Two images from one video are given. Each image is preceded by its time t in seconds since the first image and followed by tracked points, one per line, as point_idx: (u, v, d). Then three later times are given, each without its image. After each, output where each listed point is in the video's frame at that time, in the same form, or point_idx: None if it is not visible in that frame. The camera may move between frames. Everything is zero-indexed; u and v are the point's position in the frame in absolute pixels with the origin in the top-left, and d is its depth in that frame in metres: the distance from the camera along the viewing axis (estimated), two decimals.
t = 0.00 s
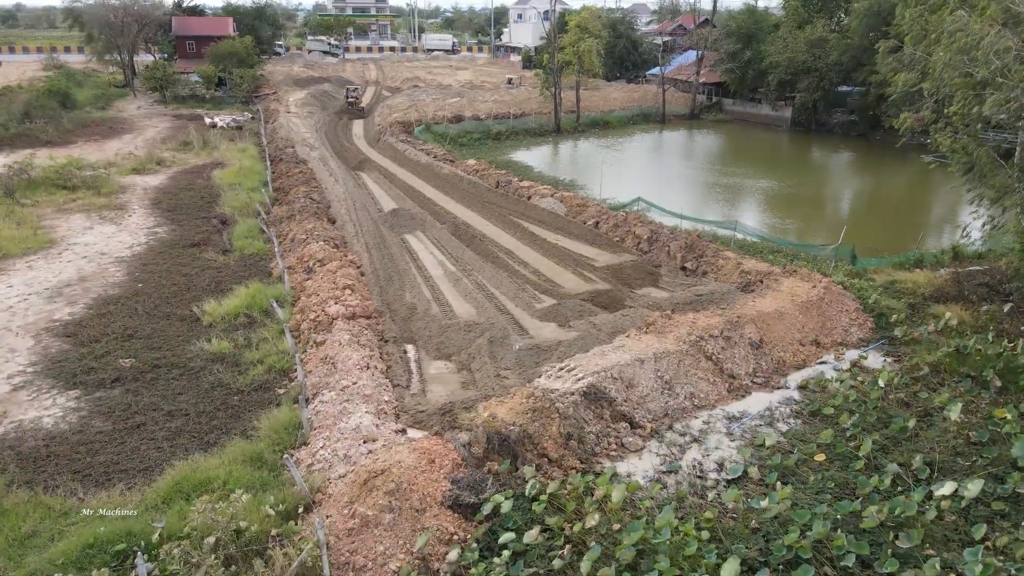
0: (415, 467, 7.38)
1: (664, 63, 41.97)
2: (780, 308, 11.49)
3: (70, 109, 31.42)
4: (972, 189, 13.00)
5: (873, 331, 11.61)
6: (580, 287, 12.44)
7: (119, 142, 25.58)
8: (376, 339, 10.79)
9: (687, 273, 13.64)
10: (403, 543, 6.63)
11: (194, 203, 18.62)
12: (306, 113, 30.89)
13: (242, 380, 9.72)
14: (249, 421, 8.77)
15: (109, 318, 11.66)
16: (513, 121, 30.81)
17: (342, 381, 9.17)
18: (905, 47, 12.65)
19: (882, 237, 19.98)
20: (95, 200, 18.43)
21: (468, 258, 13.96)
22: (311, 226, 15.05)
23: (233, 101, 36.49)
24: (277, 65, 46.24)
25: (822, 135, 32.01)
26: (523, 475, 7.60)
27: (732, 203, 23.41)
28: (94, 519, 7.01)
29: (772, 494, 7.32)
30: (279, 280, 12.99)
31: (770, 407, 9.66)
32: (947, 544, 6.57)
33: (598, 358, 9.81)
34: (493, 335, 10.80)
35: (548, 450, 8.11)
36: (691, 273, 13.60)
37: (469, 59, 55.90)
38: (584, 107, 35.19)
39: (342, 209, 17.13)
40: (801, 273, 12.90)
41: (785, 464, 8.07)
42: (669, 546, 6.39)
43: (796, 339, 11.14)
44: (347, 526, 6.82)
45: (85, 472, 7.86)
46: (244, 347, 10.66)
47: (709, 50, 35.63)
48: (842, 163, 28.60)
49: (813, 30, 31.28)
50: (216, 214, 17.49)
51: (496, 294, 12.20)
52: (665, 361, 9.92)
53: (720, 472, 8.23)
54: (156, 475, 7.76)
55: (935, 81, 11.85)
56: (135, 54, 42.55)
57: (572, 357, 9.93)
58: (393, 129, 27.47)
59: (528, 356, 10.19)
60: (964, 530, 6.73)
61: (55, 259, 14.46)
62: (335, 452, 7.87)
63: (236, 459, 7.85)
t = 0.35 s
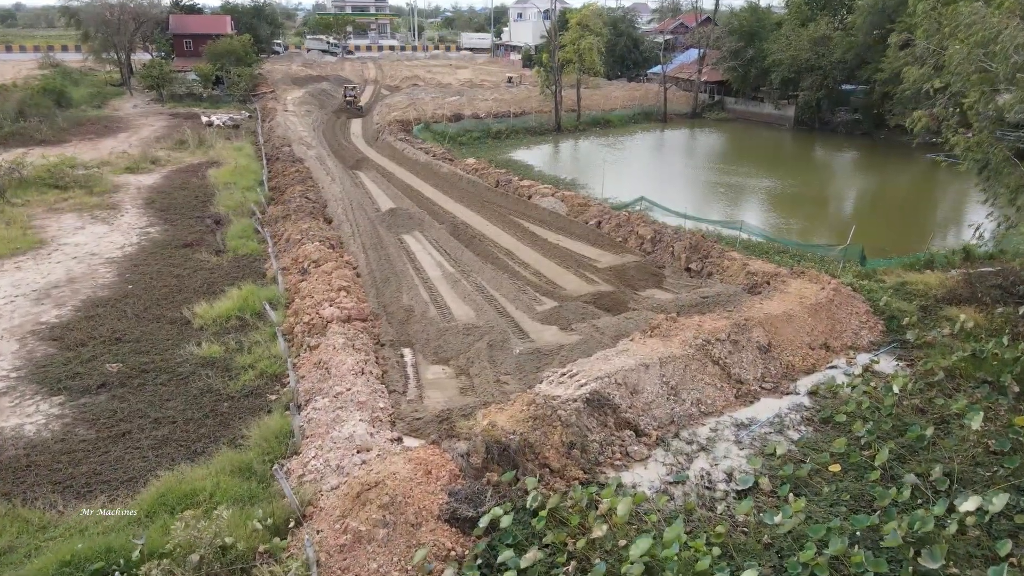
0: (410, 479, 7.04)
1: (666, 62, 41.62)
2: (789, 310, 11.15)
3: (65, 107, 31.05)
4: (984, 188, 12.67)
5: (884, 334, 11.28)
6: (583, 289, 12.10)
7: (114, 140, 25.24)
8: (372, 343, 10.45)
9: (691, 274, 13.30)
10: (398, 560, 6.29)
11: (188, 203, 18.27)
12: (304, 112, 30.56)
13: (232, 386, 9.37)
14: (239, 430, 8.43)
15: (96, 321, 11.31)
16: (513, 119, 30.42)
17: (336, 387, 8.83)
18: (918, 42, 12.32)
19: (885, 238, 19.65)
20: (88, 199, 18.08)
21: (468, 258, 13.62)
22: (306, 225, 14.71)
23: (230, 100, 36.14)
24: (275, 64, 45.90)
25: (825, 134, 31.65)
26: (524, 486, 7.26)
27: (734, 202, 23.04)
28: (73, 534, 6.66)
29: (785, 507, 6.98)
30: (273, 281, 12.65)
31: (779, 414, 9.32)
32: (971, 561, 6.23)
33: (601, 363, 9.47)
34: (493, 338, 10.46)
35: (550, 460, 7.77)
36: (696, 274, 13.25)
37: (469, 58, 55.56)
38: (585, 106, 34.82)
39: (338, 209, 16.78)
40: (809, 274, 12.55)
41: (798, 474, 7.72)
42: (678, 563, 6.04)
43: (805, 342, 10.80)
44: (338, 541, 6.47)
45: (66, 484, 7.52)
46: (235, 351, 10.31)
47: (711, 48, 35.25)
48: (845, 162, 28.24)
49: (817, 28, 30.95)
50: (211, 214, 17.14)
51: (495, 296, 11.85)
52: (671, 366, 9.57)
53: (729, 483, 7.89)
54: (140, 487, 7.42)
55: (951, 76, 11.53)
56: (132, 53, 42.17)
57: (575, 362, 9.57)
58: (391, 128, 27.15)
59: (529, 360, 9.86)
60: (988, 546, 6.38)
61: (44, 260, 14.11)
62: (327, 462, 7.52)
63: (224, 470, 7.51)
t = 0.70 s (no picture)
0: (406, 498, 6.62)
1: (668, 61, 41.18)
2: (801, 315, 10.73)
3: (60, 106, 30.62)
4: (1002, 189, 12.25)
5: (899, 339, 10.86)
6: (586, 292, 11.68)
7: (108, 140, 24.82)
8: (367, 349, 10.05)
9: (698, 277, 12.89)
10: None
11: (181, 203, 17.86)
12: (302, 110, 30.15)
13: (221, 395, 8.96)
14: (227, 442, 8.02)
15: (82, 326, 10.89)
16: (514, 118, 29.98)
17: (329, 397, 8.42)
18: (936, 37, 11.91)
19: (893, 238, 19.28)
20: (79, 200, 17.66)
21: (467, 261, 13.21)
22: (301, 226, 14.31)
23: (228, 99, 35.73)
24: (274, 63, 45.51)
25: (830, 133, 31.24)
26: (526, 504, 6.83)
27: (739, 202, 22.64)
28: (47, 555, 6.26)
29: (803, 528, 6.55)
30: (266, 284, 12.24)
31: (792, 424, 8.91)
32: None
33: (607, 371, 9.05)
34: (493, 345, 10.05)
35: (554, 475, 7.36)
36: (702, 277, 12.83)
37: (469, 57, 55.21)
38: (586, 104, 34.41)
39: (335, 209, 16.37)
40: (820, 277, 12.14)
41: (815, 490, 7.31)
42: None
43: (818, 349, 10.38)
44: (328, 566, 6.04)
45: (42, 501, 7.10)
46: (224, 357, 9.91)
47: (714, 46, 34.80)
48: (850, 161, 27.85)
49: (822, 25, 30.52)
50: (204, 215, 16.74)
51: (495, 300, 11.43)
52: (679, 374, 9.17)
53: (742, 500, 7.48)
54: (120, 505, 7.01)
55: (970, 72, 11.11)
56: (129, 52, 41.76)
57: (580, 370, 9.16)
58: (390, 127, 26.77)
59: (531, 368, 9.46)
60: None
61: (31, 262, 13.70)
62: (318, 478, 7.11)
63: (209, 486, 7.10)
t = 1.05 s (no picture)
0: (401, 522, 6.15)
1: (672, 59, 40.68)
2: (817, 322, 10.24)
3: (55, 105, 30.20)
4: None
5: (919, 347, 10.39)
6: (592, 297, 11.21)
7: (102, 139, 24.36)
8: (363, 359, 9.58)
9: (707, 281, 12.42)
10: None
11: (175, 204, 17.42)
12: (300, 109, 29.70)
13: (207, 408, 8.49)
14: (213, 458, 7.57)
15: (65, 333, 10.44)
16: (515, 117, 29.48)
17: (321, 410, 7.95)
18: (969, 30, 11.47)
19: (904, 239, 18.86)
20: (69, 201, 17.19)
21: (468, 264, 12.74)
22: (296, 228, 13.83)
23: (226, 98, 35.28)
24: (273, 61, 45.06)
25: (836, 132, 30.74)
26: (531, 528, 6.36)
27: (746, 203, 22.17)
28: None
29: (830, 555, 6.08)
30: (258, 289, 11.78)
31: (811, 438, 8.43)
32: None
33: (615, 382, 8.57)
34: (494, 353, 9.58)
35: (560, 495, 6.89)
36: (712, 281, 12.38)
37: (471, 55, 54.72)
38: (589, 103, 33.94)
39: (332, 210, 15.90)
40: (834, 282, 11.66)
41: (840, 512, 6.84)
42: None
43: (835, 357, 9.90)
44: None
45: (13, 523, 6.64)
46: (213, 366, 9.45)
47: (719, 44, 34.24)
48: (857, 161, 27.38)
49: (829, 23, 29.99)
50: (198, 216, 16.30)
51: (497, 305, 10.95)
52: (691, 385, 8.69)
53: (761, 522, 7.01)
54: (96, 528, 6.55)
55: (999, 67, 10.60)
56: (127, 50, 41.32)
57: (586, 381, 8.68)
58: (390, 126, 26.31)
59: (534, 378, 8.99)
60: None
61: (18, 265, 13.26)
62: (307, 499, 6.63)
63: (191, 508, 6.64)
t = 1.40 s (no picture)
0: (398, 552, 5.65)
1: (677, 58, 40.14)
2: (837, 330, 9.73)
3: (51, 104, 29.74)
4: None
5: (944, 357, 9.88)
6: (599, 303, 10.71)
7: (98, 138, 23.94)
8: (359, 369, 9.09)
9: (719, 286, 11.92)
10: None
11: (168, 205, 16.94)
12: (299, 108, 29.22)
13: (193, 423, 8.01)
14: (197, 478, 7.08)
15: (48, 340, 9.95)
16: (518, 117, 28.98)
17: (313, 426, 7.45)
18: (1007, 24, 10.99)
19: (918, 241, 18.34)
20: (60, 201, 16.74)
21: (470, 268, 12.24)
22: (292, 230, 13.34)
23: (224, 97, 34.82)
24: (273, 60, 44.59)
25: (844, 132, 30.19)
26: (539, 558, 5.86)
27: (753, 203, 21.63)
28: None
29: None
30: (251, 294, 11.30)
31: (834, 456, 7.92)
32: None
33: (626, 396, 8.07)
34: (497, 364, 9.07)
35: (570, 521, 6.38)
36: (724, 286, 11.87)
37: (472, 54, 54.24)
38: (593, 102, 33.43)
39: (329, 211, 15.41)
40: (853, 287, 11.16)
41: (871, 540, 6.32)
42: None
43: (857, 368, 9.38)
44: None
45: None
46: (201, 377, 8.96)
47: (725, 42, 33.67)
48: (865, 161, 26.83)
49: (838, 20, 29.43)
50: (191, 217, 15.81)
51: (500, 312, 10.45)
52: (707, 399, 8.17)
53: (786, 550, 6.49)
54: (68, 556, 6.06)
55: None
56: (125, 49, 40.86)
57: (596, 395, 8.17)
58: (390, 125, 25.82)
59: (540, 391, 8.49)
60: None
61: (3, 268, 12.78)
62: (296, 526, 6.11)
63: (171, 535, 6.15)
